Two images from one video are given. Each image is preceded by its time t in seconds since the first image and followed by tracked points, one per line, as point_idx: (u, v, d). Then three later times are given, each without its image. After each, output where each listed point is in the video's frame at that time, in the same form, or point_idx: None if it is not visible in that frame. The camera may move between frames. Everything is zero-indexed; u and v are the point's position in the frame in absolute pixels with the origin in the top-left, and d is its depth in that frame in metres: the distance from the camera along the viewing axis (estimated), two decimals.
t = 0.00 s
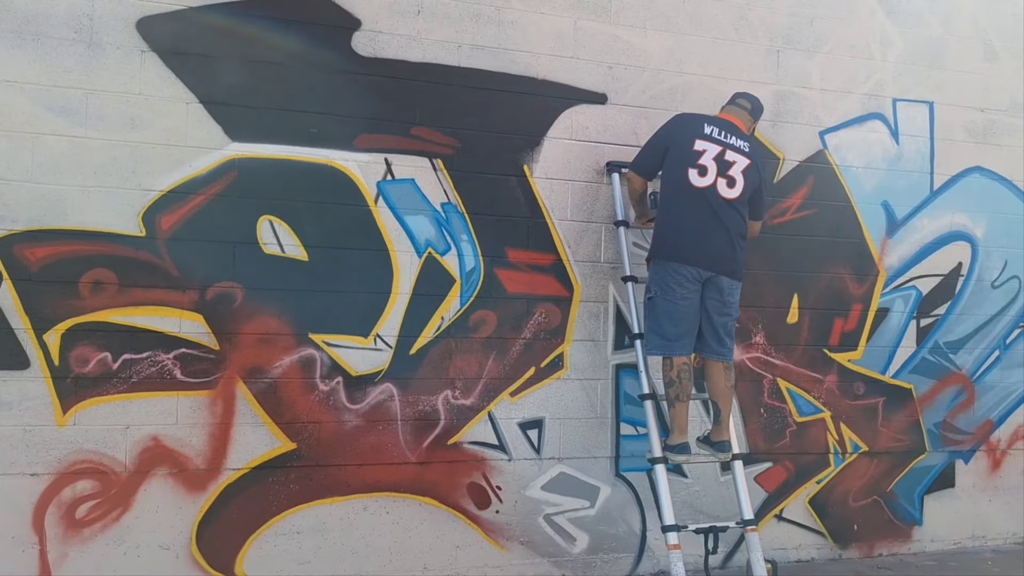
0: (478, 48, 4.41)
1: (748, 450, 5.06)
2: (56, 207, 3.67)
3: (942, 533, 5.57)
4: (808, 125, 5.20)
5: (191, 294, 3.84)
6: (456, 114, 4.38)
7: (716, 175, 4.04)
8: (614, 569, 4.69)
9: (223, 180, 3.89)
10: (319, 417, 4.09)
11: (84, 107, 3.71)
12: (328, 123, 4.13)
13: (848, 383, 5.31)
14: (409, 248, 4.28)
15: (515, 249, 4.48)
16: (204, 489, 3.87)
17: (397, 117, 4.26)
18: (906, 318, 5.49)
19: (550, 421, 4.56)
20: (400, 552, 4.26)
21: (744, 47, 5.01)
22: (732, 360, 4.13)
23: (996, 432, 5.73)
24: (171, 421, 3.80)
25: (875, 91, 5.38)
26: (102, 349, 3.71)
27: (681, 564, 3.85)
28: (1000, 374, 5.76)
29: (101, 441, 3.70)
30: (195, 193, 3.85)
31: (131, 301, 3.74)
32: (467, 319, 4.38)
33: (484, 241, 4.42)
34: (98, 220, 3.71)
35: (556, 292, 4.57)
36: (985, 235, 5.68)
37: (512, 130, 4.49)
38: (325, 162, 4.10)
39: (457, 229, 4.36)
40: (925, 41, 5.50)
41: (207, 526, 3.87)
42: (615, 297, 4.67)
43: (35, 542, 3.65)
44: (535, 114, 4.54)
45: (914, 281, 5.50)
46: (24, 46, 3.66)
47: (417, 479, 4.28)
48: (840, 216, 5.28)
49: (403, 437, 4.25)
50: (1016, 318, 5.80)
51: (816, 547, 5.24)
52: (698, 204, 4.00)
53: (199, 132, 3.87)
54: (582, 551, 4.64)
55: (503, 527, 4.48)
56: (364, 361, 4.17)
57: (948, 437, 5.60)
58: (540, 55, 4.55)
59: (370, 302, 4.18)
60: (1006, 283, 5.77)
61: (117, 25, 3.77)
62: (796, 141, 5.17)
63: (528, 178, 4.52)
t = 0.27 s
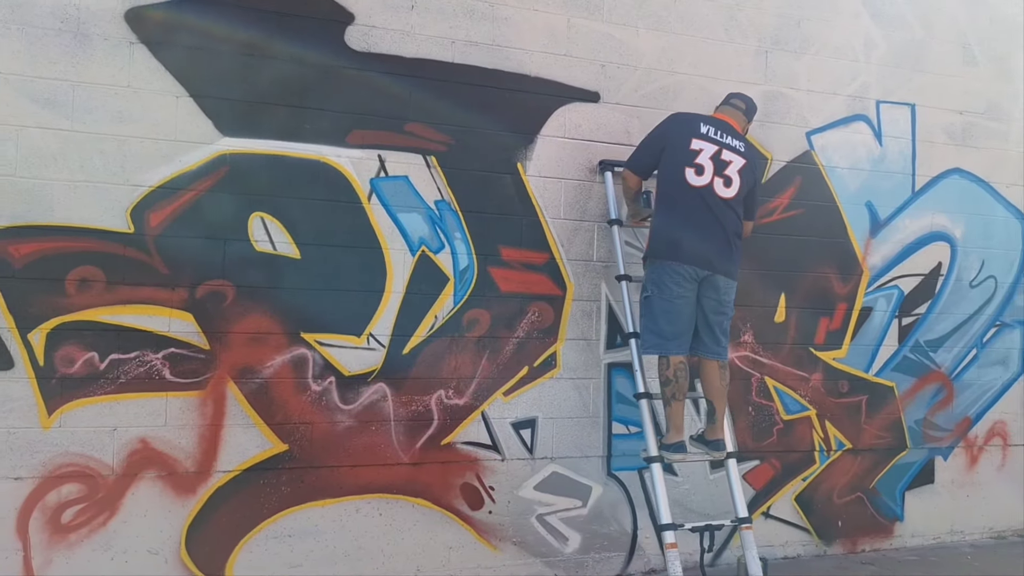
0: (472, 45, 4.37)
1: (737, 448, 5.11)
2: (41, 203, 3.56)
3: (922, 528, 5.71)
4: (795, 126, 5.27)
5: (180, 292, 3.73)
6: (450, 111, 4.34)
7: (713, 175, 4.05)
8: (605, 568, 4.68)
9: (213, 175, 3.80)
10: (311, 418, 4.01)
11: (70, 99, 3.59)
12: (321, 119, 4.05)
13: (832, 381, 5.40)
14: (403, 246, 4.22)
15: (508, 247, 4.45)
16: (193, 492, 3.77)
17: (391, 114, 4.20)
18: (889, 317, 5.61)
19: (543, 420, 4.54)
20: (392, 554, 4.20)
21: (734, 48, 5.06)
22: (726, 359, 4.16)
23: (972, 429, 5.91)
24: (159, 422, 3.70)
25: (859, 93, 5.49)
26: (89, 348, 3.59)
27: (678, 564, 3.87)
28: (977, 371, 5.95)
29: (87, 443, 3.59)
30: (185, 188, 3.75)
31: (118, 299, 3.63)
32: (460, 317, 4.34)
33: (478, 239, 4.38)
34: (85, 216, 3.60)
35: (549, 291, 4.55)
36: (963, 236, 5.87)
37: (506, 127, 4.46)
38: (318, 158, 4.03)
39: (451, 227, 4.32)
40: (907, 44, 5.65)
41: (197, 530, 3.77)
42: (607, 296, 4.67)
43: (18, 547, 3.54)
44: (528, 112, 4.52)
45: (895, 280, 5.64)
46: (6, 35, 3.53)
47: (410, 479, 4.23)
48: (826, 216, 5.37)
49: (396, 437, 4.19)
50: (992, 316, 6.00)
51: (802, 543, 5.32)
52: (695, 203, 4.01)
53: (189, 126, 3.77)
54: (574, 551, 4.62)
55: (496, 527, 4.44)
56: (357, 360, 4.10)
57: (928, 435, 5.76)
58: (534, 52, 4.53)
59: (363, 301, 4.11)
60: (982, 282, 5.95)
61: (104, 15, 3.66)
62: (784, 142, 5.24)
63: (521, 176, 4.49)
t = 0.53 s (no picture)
0: (467, 43, 4.35)
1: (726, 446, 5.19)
2: (29, 200, 3.46)
3: (902, 523, 5.85)
4: (782, 127, 5.36)
5: (172, 291, 3.65)
6: (445, 109, 4.31)
7: (709, 175, 4.10)
8: (598, 567, 4.70)
9: (206, 172, 3.73)
10: (305, 418, 3.95)
11: (59, 93, 3.50)
12: (316, 116, 4.00)
13: (817, 379, 5.50)
14: (397, 245, 4.18)
15: (502, 246, 4.44)
16: (186, 495, 3.69)
17: (385, 111, 4.16)
18: (871, 316, 5.73)
19: (536, 420, 4.53)
20: (386, 555, 4.17)
21: (723, 49, 5.11)
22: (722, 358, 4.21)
23: (950, 426, 6.08)
24: (150, 423, 3.61)
25: (843, 95, 5.60)
26: (79, 349, 3.50)
27: (675, 561, 3.89)
28: (955, 369, 6.12)
29: (77, 446, 3.50)
30: (177, 185, 3.67)
31: (109, 298, 3.54)
32: (455, 317, 4.32)
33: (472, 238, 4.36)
34: (74, 213, 3.51)
35: (542, 290, 4.55)
36: (941, 236, 6.03)
37: (501, 126, 4.45)
38: (312, 155, 3.97)
39: (445, 225, 4.29)
40: (889, 47, 5.78)
41: (189, 533, 3.70)
42: (599, 295, 4.68)
43: (6, 552, 3.45)
44: (522, 110, 4.51)
45: (877, 280, 5.76)
46: None
47: (404, 480, 4.20)
48: (811, 217, 5.47)
49: (390, 438, 4.16)
50: (968, 315, 6.17)
51: (787, 539, 5.40)
52: (693, 204, 4.05)
53: (181, 122, 3.69)
54: (567, 550, 4.63)
55: (490, 527, 4.43)
56: (351, 360, 4.06)
57: (908, 432, 5.90)
58: (527, 51, 4.52)
59: (357, 300, 4.07)
60: (959, 281, 6.12)
61: (94, 7, 3.56)
62: (770, 143, 5.33)
63: (515, 175, 4.48)
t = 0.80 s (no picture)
0: (462, 40, 4.35)
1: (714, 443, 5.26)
2: (20, 196, 3.38)
3: (880, 517, 5.99)
4: (768, 128, 5.45)
5: (167, 288, 3.59)
6: (440, 106, 4.30)
7: (705, 178, 4.15)
8: (589, 563, 4.74)
9: (201, 168, 3.67)
10: (301, 417, 3.91)
11: (51, 86, 3.42)
12: (312, 112, 3.96)
13: (800, 376, 5.60)
14: (392, 243, 4.16)
15: (497, 244, 4.44)
16: (180, 495, 3.63)
17: (381, 108, 4.13)
18: (852, 314, 5.85)
19: (530, 418, 4.55)
20: (382, 555, 4.14)
21: (711, 50, 5.19)
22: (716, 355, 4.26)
23: (926, 421, 6.26)
24: (144, 423, 3.54)
25: (826, 97, 5.71)
26: (71, 347, 3.43)
27: (672, 556, 3.93)
28: (931, 367, 6.29)
29: (70, 446, 3.42)
30: (172, 180, 3.61)
31: (102, 296, 3.47)
32: (450, 315, 4.31)
33: (467, 235, 4.36)
34: (67, 209, 3.43)
35: (536, 288, 4.57)
36: (918, 236, 6.20)
37: (496, 124, 4.45)
38: (308, 152, 3.93)
39: (440, 223, 4.28)
40: (869, 51, 5.92)
41: (184, 534, 3.64)
42: (592, 294, 4.71)
43: None
44: (516, 109, 4.52)
45: (858, 279, 5.89)
46: None
47: (400, 479, 4.18)
48: (796, 216, 5.57)
49: (386, 436, 4.13)
50: (943, 314, 6.35)
51: (772, 534, 5.49)
52: (691, 208, 4.10)
53: (176, 117, 3.63)
54: (559, 547, 4.65)
55: (484, 525, 4.43)
56: (346, 358, 4.03)
57: (887, 427, 6.05)
58: (521, 49, 4.53)
59: (353, 298, 4.04)
60: (935, 280, 6.30)
61: None
62: (757, 144, 5.41)
63: (510, 173, 4.49)
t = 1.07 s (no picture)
0: (451, 37, 4.32)
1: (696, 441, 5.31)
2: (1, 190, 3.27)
3: (853, 512, 6.12)
4: (748, 130, 5.52)
5: (152, 287, 3.50)
6: (429, 103, 4.27)
7: (690, 181, 4.17)
8: (574, 562, 4.76)
9: (188, 163, 3.58)
10: (289, 418, 3.84)
11: (33, 79, 3.31)
12: (300, 108, 3.90)
13: (779, 374, 5.68)
14: (381, 241, 4.12)
15: (484, 243, 4.43)
16: (166, 498, 3.54)
17: (369, 105, 4.09)
18: (828, 313, 5.96)
19: (517, 417, 4.54)
20: (369, 556, 4.10)
21: (693, 52, 5.25)
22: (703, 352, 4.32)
23: (897, 418, 6.41)
24: (129, 425, 3.45)
25: (804, 100, 5.81)
26: (54, 347, 3.33)
27: (661, 554, 3.95)
28: (901, 364, 6.45)
29: (52, 449, 3.32)
30: (158, 176, 3.52)
31: (86, 295, 3.37)
32: (438, 314, 4.28)
33: (455, 234, 4.34)
34: (49, 205, 3.32)
35: (523, 288, 4.56)
36: (890, 237, 6.34)
37: (484, 122, 4.44)
38: (296, 149, 3.87)
39: (429, 222, 4.25)
40: (844, 55, 6.04)
41: (170, 539, 3.56)
42: (577, 293, 4.73)
43: None
44: (504, 107, 4.51)
45: (833, 279, 6.00)
46: None
47: (388, 479, 4.14)
48: (774, 217, 5.66)
49: (374, 437, 4.09)
50: (913, 313, 6.51)
51: (751, 530, 5.58)
52: (678, 213, 4.13)
53: (162, 111, 3.54)
54: (545, 546, 4.66)
55: (471, 525, 4.41)
56: (334, 357, 3.97)
57: (860, 424, 6.17)
58: (509, 47, 4.52)
59: (342, 297, 3.99)
60: (905, 280, 6.45)
61: None
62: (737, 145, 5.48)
63: (497, 172, 4.48)
